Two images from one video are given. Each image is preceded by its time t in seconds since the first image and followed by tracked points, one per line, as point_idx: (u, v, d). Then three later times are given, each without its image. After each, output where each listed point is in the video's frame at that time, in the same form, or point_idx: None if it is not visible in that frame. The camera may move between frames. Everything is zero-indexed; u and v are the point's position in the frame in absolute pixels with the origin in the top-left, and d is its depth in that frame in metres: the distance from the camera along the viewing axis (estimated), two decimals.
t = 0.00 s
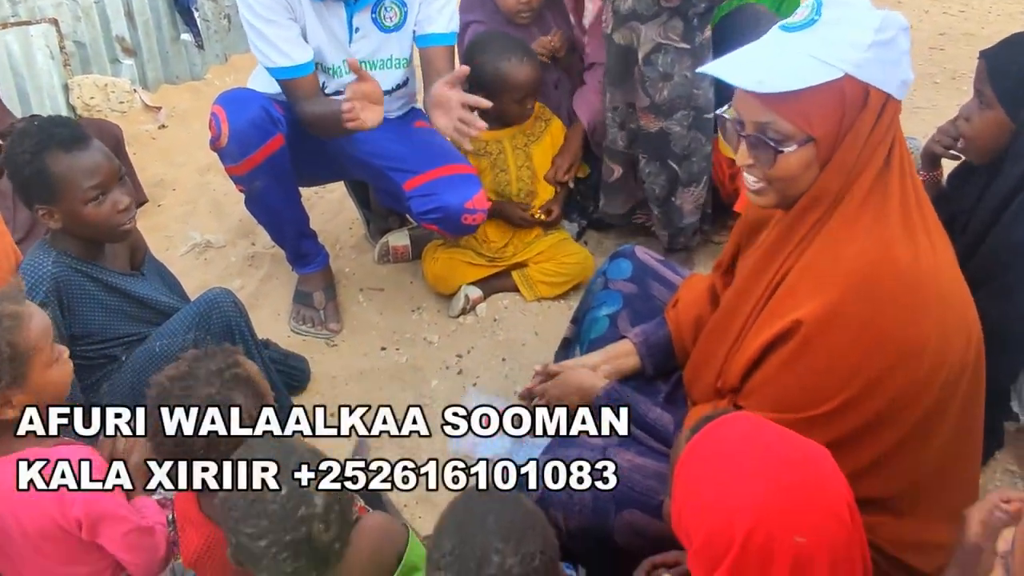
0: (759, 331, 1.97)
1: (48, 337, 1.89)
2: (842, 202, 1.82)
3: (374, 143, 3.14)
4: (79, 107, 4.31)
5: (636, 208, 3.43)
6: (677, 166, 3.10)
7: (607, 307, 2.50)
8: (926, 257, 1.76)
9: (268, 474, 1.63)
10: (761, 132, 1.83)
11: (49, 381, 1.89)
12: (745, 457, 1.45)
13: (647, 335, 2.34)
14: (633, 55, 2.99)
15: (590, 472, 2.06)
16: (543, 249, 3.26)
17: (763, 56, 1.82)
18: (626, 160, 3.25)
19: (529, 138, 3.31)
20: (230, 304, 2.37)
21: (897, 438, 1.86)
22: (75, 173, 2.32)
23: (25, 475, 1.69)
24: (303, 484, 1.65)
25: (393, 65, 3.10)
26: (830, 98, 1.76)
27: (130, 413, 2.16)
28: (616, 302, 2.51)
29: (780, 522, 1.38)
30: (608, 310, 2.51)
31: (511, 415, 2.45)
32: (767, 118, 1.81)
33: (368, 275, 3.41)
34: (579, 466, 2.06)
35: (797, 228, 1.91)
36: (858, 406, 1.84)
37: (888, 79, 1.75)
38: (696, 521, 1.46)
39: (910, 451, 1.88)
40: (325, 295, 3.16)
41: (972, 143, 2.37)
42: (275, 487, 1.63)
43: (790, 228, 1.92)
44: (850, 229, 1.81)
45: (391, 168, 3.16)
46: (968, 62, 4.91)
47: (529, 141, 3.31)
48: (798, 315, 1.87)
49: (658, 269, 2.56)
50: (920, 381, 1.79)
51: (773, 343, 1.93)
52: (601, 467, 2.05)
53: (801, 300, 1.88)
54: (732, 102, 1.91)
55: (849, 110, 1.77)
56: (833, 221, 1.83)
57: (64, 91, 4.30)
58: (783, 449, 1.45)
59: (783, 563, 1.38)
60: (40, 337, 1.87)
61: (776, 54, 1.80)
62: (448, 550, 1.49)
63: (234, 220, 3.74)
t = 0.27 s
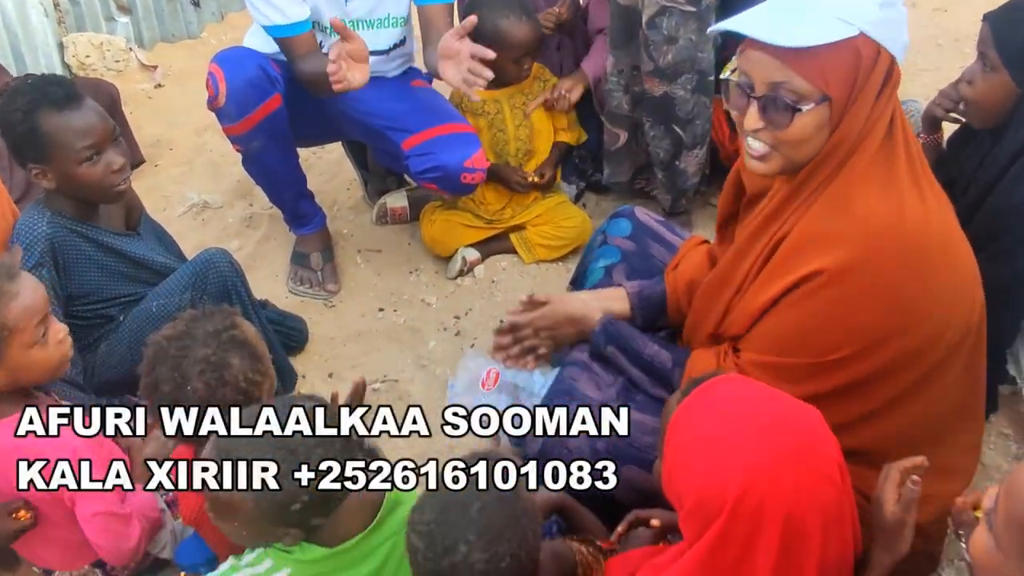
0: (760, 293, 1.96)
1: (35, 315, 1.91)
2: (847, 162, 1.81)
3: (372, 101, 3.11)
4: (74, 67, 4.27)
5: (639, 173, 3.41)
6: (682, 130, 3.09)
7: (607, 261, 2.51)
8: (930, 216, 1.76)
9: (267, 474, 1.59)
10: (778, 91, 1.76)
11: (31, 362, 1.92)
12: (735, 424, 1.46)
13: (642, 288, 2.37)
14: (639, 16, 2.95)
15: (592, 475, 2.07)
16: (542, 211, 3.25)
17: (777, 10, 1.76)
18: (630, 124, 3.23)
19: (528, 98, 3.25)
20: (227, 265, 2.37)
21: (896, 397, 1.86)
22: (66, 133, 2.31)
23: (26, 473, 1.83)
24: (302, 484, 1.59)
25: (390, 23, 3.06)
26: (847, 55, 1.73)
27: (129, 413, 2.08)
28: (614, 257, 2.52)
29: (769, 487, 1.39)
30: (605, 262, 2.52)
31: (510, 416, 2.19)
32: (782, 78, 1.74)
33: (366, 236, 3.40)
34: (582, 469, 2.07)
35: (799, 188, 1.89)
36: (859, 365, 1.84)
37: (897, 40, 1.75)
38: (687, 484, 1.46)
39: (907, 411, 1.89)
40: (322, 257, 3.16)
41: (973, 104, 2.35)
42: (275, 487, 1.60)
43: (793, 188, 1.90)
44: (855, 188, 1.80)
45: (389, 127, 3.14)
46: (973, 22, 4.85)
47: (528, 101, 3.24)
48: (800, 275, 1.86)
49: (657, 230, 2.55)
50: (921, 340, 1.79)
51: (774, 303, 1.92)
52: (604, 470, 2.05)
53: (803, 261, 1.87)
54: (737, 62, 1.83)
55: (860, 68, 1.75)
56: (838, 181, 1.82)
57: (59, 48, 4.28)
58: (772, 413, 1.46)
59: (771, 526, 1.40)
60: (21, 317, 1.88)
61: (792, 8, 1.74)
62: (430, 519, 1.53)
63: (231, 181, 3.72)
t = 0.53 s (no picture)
0: (759, 266, 1.99)
1: (32, 301, 1.92)
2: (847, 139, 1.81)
3: (374, 74, 3.11)
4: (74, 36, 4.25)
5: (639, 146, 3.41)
6: (686, 107, 3.09)
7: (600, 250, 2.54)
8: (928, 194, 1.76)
9: (267, 474, 1.59)
10: (779, 73, 1.76)
11: (30, 348, 1.94)
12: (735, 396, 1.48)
13: (633, 284, 2.39)
14: None
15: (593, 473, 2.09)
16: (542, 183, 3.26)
17: None
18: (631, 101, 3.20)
19: (530, 68, 3.20)
20: (231, 240, 2.39)
21: (891, 371, 1.89)
22: (67, 106, 2.31)
23: (25, 473, 1.91)
24: (303, 485, 1.59)
25: None
26: (847, 38, 1.73)
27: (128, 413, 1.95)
28: (609, 244, 2.55)
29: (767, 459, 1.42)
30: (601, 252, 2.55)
31: (509, 415, 2.20)
32: (785, 62, 1.75)
33: (368, 208, 3.41)
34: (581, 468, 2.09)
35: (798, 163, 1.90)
36: (854, 340, 1.87)
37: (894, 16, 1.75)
38: (683, 457, 1.50)
39: (902, 385, 1.92)
40: (325, 229, 3.17)
41: (974, 78, 2.34)
42: (275, 487, 1.59)
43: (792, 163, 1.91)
44: (854, 165, 1.80)
45: (392, 100, 3.14)
46: None
47: (530, 70, 3.19)
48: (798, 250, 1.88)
49: (654, 206, 2.57)
50: (916, 316, 1.81)
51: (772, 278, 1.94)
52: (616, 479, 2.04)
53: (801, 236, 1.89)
54: (737, 43, 1.84)
55: (860, 48, 1.75)
56: (836, 158, 1.83)
57: (58, 17, 4.26)
58: (772, 385, 1.48)
59: (766, 499, 1.43)
60: (18, 303, 1.89)
61: None
62: (418, 507, 1.56)
63: (233, 151, 3.72)
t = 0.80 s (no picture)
0: (761, 255, 2.03)
1: (39, 298, 1.93)
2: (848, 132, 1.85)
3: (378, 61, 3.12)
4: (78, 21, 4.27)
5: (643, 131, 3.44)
6: (691, 98, 3.14)
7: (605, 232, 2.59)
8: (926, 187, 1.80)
9: (267, 474, 1.59)
10: (781, 73, 1.80)
11: (43, 342, 1.96)
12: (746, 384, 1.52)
13: (634, 259, 2.45)
14: None
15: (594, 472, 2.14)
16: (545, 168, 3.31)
17: None
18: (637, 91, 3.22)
19: (543, 52, 3.22)
20: (243, 230, 2.43)
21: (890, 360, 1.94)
22: (75, 97, 2.33)
23: (25, 473, 2.00)
24: (302, 485, 1.61)
25: None
26: (847, 37, 1.76)
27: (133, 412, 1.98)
28: (613, 226, 2.59)
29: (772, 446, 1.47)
30: (605, 235, 2.60)
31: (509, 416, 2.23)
32: (786, 63, 1.78)
33: (373, 193, 3.45)
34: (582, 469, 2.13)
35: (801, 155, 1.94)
36: (853, 330, 1.92)
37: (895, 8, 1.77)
38: (691, 443, 1.56)
39: (901, 373, 1.96)
40: (330, 214, 3.21)
41: (973, 66, 2.37)
42: (275, 486, 1.61)
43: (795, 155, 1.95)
44: (854, 158, 1.84)
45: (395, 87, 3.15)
46: None
47: (543, 55, 3.22)
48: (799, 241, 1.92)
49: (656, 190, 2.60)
50: (914, 307, 1.85)
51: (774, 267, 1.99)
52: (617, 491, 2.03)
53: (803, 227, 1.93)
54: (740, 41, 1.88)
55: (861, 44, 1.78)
56: (838, 150, 1.86)
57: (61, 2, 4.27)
58: (779, 374, 1.52)
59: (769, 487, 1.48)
60: (26, 302, 1.91)
61: None
62: (431, 510, 1.59)
63: (238, 136, 3.75)
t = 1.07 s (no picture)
0: (767, 248, 2.07)
1: (47, 299, 1.95)
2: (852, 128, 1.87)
3: (384, 52, 3.14)
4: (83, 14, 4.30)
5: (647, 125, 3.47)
6: (692, 93, 3.17)
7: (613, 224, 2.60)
8: (929, 182, 1.83)
9: (268, 475, 1.66)
10: (780, 63, 1.83)
11: (52, 341, 1.98)
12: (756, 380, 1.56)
13: (646, 255, 2.46)
14: None
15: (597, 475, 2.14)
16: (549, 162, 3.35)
17: None
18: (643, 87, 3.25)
19: (552, 47, 3.23)
20: (259, 232, 2.49)
21: (894, 351, 1.97)
22: (84, 91, 2.35)
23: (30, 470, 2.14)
24: (300, 484, 1.65)
25: None
26: (847, 29, 1.78)
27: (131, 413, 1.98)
28: (621, 220, 2.61)
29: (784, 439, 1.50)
30: (613, 228, 2.61)
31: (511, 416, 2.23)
32: (785, 53, 1.81)
33: (379, 185, 3.48)
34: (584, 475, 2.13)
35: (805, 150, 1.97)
36: (857, 322, 1.95)
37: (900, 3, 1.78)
38: (705, 433, 1.60)
39: (904, 364, 2.00)
40: (335, 207, 3.24)
41: (974, 59, 2.40)
42: (277, 485, 1.67)
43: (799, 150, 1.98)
44: (858, 154, 1.87)
45: (399, 79, 3.18)
46: None
47: (553, 50, 3.23)
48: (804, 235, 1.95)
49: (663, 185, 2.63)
50: (917, 300, 1.89)
51: (780, 261, 2.02)
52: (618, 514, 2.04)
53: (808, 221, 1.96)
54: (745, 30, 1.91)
55: (864, 41, 1.80)
56: (842, 146, 1.89)
57: None
58: (789, 369, 1.55)
59: (779, 478, 1.52)
60: (35, 300, 1.92)
61: None
62: (451, 509, 1.63)
63: (244, 129, 3.78)
